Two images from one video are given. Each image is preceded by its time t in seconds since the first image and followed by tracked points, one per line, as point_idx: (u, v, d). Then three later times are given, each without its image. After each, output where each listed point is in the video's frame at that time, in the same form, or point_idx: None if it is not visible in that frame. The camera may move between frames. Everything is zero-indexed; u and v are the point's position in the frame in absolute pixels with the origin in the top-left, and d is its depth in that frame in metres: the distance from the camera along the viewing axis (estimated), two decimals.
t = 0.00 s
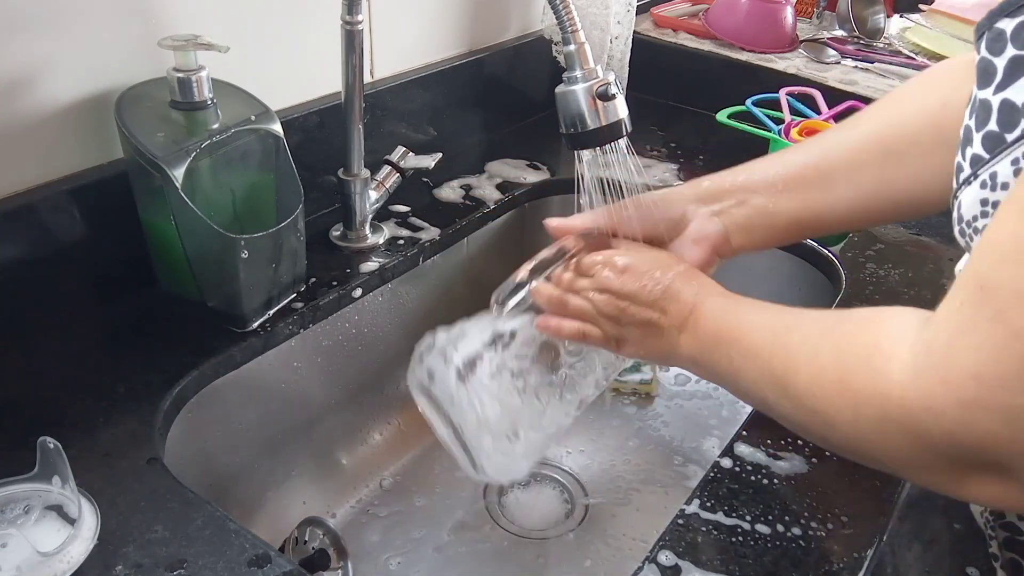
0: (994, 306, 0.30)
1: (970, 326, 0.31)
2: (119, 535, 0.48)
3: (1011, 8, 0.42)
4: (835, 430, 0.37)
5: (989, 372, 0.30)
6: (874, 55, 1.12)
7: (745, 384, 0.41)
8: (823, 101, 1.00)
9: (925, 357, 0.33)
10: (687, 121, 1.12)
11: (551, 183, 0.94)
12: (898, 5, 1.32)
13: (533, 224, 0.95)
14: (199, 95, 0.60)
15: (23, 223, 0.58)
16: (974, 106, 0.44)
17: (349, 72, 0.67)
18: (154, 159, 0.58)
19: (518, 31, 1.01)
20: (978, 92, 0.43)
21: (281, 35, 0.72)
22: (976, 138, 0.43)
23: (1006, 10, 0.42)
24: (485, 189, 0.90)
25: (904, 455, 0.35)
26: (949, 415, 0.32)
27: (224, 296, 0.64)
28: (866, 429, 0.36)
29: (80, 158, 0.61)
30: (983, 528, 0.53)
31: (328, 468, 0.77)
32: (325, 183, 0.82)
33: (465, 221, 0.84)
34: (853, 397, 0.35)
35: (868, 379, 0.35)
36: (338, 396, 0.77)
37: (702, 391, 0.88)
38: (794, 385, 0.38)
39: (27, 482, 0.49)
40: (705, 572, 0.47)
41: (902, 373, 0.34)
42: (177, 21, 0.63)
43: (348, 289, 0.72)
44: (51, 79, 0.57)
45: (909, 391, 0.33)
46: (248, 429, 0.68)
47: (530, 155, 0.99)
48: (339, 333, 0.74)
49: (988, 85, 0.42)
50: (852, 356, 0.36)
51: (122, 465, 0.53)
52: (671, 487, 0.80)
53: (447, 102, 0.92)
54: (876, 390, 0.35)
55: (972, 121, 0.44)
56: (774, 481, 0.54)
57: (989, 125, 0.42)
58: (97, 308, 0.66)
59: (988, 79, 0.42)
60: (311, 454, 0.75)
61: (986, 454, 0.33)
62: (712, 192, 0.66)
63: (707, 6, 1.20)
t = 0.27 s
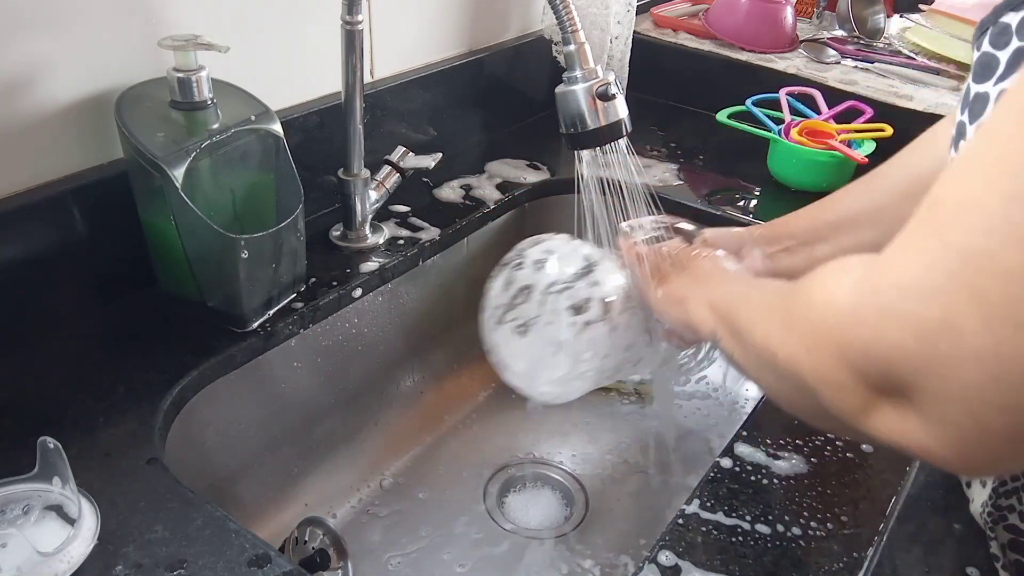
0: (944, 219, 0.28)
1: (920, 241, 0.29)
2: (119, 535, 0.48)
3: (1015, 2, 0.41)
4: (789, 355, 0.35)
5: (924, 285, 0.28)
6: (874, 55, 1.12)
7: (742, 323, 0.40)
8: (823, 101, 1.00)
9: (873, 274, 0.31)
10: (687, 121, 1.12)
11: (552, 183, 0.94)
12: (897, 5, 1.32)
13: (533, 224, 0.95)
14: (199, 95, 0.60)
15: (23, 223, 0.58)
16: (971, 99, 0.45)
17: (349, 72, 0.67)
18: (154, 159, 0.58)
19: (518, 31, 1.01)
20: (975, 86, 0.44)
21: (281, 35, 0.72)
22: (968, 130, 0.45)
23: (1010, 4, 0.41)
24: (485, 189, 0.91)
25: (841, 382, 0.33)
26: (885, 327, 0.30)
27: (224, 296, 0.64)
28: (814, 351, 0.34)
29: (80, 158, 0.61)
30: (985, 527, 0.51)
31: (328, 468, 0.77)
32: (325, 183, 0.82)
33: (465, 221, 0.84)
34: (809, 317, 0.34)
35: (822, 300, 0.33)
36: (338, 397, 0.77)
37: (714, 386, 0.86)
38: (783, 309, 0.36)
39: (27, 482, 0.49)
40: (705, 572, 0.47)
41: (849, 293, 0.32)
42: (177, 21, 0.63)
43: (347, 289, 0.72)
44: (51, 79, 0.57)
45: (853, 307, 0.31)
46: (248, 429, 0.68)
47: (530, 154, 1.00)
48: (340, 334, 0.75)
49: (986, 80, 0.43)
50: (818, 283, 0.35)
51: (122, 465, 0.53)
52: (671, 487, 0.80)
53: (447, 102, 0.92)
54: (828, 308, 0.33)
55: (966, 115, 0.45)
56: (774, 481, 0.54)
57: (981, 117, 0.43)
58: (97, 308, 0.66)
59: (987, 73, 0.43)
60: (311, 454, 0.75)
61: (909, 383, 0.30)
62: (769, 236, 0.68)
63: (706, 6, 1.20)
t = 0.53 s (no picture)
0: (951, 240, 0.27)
1: (929, 263, 0.28)
2: (119, 535, 0.48)
3: None
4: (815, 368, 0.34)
5: (937, 312, 0.27)
6: (874, 55, 1.12)
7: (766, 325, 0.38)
8: (823, 101, 1.00)
9: (890, 296, 0.30)
10: (687, 121, 1.12)
11: (552, 182, 0.94)
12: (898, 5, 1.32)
13: (533, 224, 0.95)
14: (199, 95, 0.60)
15: (22, 223, 0.58)
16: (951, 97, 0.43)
17: (348, 73, 0.67)
18: (154, 159, 0.58)
19: (518, 31, 1.01)
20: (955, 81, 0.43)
21: (280, 35, 0.72)
22: (949, 125, 0.42)
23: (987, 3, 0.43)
24: (485, 189, 0.91)
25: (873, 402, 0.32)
26: (908, 355, 0.29)
27: (224, 296, 0.64)
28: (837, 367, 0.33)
29: (80, 158, 0.61)
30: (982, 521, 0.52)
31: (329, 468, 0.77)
32: (325, 183, 0.82)
33: (465, 221, 0.84)
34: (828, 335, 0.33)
35: (842, 316, 0.33)
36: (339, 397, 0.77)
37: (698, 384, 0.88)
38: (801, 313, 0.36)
39: (27, 481, 0.49)
40: (705, 572, 0.47)
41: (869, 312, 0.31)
42: (177, 21, 0.63)
43: (347, 289, 0.72)
44: (51, 79, 0.57)
45: (873, 326, 0.31)
46: (249, 429, 0.68)
47: (530, 155, 1.00)
48: (340, 333, 0.75)
49: (965, 73, 0.42)
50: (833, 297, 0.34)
51: (122, 464, 0.53)
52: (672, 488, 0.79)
53: (447, 102, 0.92)
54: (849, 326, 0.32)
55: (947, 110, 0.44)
56: (774, 481, 0.54)
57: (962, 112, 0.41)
58: (97, 308, 0.66)
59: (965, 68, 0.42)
60: (311, 454, 0.75)
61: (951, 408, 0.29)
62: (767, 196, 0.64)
63: (707, 6, 1.20)
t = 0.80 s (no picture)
0: (980, 305, 0.30)
1: (949, 324, 0.31)
2: (119, 535, 0.48)
3: (999, 8, 0.42)
4: (820, 437, 0.37)
5: (975, 369, 0.31)
6: (874, 55, 1.12)
7: (733, 405, 0.39)
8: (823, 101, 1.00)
9: (903, 356, 0.33)
10: (687, 121, 1.12)
11: (552, 182, 0.94)
12: (898, 5, 1.32)
13: (533, 224, 0.95)
14: (199, 95, 0.60)
15: (22, 223, 0.58)
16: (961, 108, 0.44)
17: (349, 73, 0.67)
18: (154, 159, 0.58)
19: (518, 31, 1.01)
20: (965, 94, 0.44)
21: (280, 35, 0.72)
22: (964, 139, 0.43)
23: (993, 11, 0.43)
24: (485, 189, 0.91)
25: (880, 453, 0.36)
26: (932, 411, 0.32)
27: (224, 296, 0.64)
28: (852, 434, 0.36)
29: (80, 158, 0.61)
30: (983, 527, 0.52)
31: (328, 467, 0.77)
32: (325, 183, 0.82)
33: (465, 221, 0.84)
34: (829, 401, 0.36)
35: (844, 379, 0.36)
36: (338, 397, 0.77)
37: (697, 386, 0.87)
38: (772, 389, 0.38)
39: (27, 481, 0.49)
40: (705, 572, 0.47)
41: (880, 370, 0.34)
42: (177, 21, 0.63)
43: (347, 289, 0.72)
44: (51, 79, 0.57)
45: (889, 392, 0.34)
46: (249, 429, 0.68)
47: (530, 154, 1.00)
48: (340, 333, 0.75)
49: (975, 86, 0.43)
50: (821, 361, 0.37)
51: (122, 465, 0.53)
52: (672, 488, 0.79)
53: (447, 102, 0.92)
54: (855, 390, 0.35)
55: (959, 123, 0.44)
56: (774, 481, 0.54)
57: (978, 126, 0.42)
58: (97, 308, 0.66)
59: (974, 80, 0.43)
60: (311, 454, 0.75)
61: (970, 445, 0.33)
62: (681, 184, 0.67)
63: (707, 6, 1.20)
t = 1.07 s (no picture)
0: (1002, 331, 0.29)
1: (963, 353, 0.30)
2: (119, 535, 0.48)
3: (1016, 19, 0.41)
4: (812, 473, 0.35)
5: (992, 399, 0.29)
6: (874, 55, 1.12)
7: (715, 442, 0.37)
8: (823, 101, 1.00)
9: (909, 389, 0.32)
10: (687, 121, 1.12)
11: (552, 182, 0.94)
12: (898, 5, 1.32)
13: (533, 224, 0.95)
14: (199, 95, 0.60)
15: (23, 223, 0.58)
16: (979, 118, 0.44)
17: (349, 73, 0.67)
18: (154, 159, 0.58)
19: (518, 31, 1.01)
20: (981, 103, 0.43)
21: (281, 35, 0.72)
22: (977, 150, 0.43)
23: (1014, 20, 0.42)
24: (485, 189, 0.91)
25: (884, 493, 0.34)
26: (944, 447, 0.31)
27: (224, 296, 0.64)
28: (847, 471, 0.34)
29: (80, 158, 0.61)
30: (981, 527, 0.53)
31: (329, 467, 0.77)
32: (325, 183, 0.82)
33: (465, 221, 0.84)
34: (827, 440, 0.34)
35: (845, 415, 0.34)
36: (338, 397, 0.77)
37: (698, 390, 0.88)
38: (756, 421, 0.36)
39: (27, 481, 0.49)
40: (705, 572, 0.47)
41: (886, 406, 0.32)
42: (178, 21, 0.63)
43: (348, 289, 0.72)
44: (51, 79, 0.57)
45: (899, 426, 0.32)
46: (249, 429, 0.68)
47: (530, 154, 1.00)
48: (339, 333, 0.75)
49: (992, 97, 0.42)
50: (817, 402, 0.35)
51: (122, 465, 0.53)
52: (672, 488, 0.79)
53: (447, 102, 0.92)
54: (854, 427, 0.33)
55: (975, 133, 0.44)
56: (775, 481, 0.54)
57: (992, 138, 0.42)
58: (97, 308, 0.66)
59: (992, 90, 0.42)
60: (311, 454, 0.75)
61: (983, 484, 0.32)
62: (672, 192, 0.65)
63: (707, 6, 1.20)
